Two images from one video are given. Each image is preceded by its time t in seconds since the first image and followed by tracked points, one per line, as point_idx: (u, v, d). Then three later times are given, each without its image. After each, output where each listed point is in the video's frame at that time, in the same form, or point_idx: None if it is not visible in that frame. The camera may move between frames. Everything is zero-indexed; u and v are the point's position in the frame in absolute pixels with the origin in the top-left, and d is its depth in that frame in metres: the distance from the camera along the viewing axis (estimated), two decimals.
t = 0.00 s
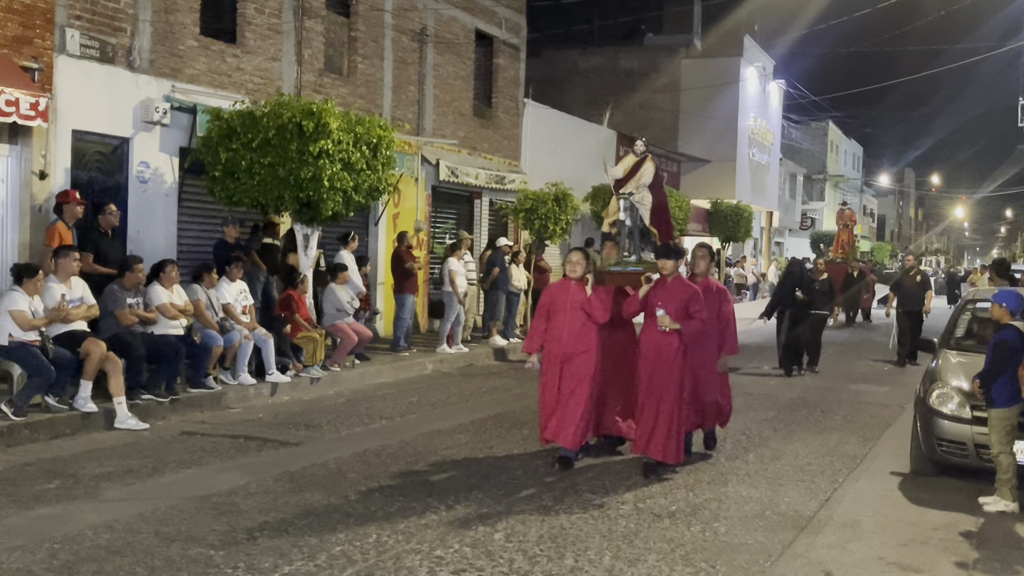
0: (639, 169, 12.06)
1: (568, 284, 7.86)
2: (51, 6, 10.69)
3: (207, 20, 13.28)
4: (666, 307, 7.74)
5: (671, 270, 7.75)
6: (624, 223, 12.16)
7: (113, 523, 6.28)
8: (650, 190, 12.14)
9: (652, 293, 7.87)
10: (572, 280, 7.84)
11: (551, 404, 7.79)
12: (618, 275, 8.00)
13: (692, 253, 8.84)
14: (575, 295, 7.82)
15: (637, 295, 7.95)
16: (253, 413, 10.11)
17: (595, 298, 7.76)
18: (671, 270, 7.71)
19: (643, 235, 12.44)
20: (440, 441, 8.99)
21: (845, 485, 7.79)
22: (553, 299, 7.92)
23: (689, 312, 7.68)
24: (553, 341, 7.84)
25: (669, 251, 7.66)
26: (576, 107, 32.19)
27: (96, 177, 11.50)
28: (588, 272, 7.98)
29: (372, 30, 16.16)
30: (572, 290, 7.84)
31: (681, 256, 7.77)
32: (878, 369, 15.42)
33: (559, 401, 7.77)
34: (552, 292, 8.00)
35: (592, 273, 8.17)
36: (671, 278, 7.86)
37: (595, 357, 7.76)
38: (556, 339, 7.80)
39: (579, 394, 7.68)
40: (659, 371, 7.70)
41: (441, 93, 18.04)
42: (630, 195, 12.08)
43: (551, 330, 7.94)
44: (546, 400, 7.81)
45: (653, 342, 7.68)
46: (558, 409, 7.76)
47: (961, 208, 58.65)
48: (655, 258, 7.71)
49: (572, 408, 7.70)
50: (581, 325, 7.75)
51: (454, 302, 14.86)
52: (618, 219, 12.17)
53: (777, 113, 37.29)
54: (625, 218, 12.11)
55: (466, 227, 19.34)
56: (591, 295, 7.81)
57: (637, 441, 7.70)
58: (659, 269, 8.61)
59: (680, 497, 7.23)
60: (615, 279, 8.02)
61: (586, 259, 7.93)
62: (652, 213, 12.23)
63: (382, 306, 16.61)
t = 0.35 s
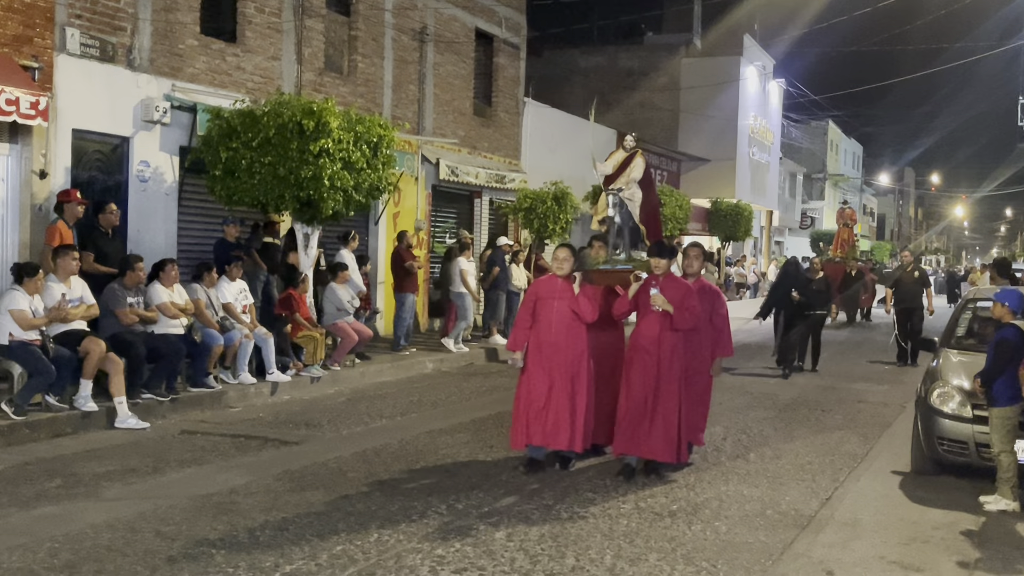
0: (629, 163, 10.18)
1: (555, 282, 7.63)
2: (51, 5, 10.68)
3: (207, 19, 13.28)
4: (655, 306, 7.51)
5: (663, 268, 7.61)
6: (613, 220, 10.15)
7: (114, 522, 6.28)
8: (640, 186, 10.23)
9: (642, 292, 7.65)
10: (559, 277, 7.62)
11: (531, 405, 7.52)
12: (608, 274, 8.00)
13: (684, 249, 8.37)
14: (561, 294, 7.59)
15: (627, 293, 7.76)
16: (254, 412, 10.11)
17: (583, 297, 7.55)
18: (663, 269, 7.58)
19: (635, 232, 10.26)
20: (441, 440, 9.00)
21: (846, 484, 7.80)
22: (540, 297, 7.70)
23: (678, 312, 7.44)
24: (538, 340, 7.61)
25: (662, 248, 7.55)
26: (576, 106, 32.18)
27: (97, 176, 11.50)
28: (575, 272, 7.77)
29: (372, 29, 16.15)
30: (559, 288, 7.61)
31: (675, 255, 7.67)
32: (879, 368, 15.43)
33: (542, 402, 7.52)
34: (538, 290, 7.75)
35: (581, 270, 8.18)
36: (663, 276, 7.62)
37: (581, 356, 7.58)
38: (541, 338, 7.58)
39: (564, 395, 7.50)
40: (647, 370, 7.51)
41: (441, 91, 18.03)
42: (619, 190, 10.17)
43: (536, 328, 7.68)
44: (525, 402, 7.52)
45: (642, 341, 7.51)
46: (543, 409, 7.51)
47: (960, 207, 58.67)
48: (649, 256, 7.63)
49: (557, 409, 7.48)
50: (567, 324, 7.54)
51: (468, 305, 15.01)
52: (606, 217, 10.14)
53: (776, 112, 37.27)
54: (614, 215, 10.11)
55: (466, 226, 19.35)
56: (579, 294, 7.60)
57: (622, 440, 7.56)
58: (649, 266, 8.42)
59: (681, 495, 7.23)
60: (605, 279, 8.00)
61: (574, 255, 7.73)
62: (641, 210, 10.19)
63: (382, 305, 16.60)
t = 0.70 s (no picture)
0: (619, 157, 9.82)
1: (538, 280, 7.25)
2: (52, 4, 10.67)
3: (207, 18, 13.27)
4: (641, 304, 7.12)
5: (651, 269, 7.18)
6: (601, 218, 9.52)
7: (116, 521, 6.27)
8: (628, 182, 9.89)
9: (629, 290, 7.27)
10: (543, 275, 7.24)
11: (510, 408, 7.09)
12: (597, 272, 7.47)
13: (678, 247, 8.09)
14: (545, 292, 7.21)
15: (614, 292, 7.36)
16: (255, 411, 10.10)
17: (569, 296, 7.20)
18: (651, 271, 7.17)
19: (624, 229, 9.74)
20: (442, 439, 9.00)
21: (847, 483, 7.79)
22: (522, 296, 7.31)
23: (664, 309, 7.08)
24: (520, 342, 7.21)
25: (647, 247, 7.09)
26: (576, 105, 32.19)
27: (98, 175, 11.50)
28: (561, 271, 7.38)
29: (373, 28, 16.15)
30: (543, 286, 7.22)
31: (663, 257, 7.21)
32: (880, 368, 15.43)
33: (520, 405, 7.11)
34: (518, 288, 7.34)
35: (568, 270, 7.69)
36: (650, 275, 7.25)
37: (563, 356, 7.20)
38: (524, 339, 7.18)
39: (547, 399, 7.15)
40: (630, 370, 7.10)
41: (442, 91, 18.03)
42: (608, 187, 9.74)
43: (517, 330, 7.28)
44: (504, 405, 7.09)
45: (626, 340, 7.10)
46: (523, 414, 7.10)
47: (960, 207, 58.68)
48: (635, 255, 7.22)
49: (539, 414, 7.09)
50: (550, 322, 7.18)
51: (479, 306, 14.89)
52: (596, 213, 9.54)
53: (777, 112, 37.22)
54: (603, 211, 9.50)
55: (466, 226, 19.35)
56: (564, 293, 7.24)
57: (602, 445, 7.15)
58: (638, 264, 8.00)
59: (682, 495, 7.22)
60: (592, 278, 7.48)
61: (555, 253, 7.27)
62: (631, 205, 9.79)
63: (383, 305, 16.60)
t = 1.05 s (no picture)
0: (601, 154, 9.18)
1: (527, 284, 7.15)
2: (54, 3, 10.67)
3: (208, 18, 13.28)
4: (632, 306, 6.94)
5: (643, 270, 7.07)
6: (586, 218, 8.97)
7: (117, 521, 6.27)
8: (612, 180, 9.27)
9: (619, 292, 7.09)
10: (532, 278, 7.14)
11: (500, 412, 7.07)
12: (585, 274, 7.32)
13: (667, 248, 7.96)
14: (534, 296, 7.09)
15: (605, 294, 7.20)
16: (256, 411, 10.10)
17: (558, 300, 7.05)
18: (642, 270, 7.04)
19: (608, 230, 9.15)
20: (443, 438, 8.99)
21: (850, 482, 7.78)
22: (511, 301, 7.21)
23: (654, 312, 6.88)
24: (509, 346, 7.12)
25: (640, 248, 7.01)
26: (577, 105, 32.19)
27: (100, 175, 11.52)
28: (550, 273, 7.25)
29: (374, 28, 16.14)
30: (530, 289, 7.13)
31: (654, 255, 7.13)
32: (881, 367, 15.41)
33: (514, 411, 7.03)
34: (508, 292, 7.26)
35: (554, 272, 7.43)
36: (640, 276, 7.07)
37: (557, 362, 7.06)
38: (513, 343, 7.09)
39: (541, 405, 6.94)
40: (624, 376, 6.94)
41: (443, 91, 18.02)
42: (590, 185, 9.09)
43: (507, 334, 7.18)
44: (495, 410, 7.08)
45: (616, 345, 6.96)
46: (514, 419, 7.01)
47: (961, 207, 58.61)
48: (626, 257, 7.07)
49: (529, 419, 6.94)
50: (540, 327, 7.03)
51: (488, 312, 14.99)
52: (578, 214, 8.97)
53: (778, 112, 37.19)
54: (586, 211, 8.94)
55: (467, 225, 19.35)
56: (554, 296, 7.11)
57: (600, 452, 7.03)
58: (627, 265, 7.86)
59: (684, 494, 7.22)
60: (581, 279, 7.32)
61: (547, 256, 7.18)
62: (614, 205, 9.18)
63: (384, 305, 16.60)
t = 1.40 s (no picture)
0: (601, 153, 10.29)
1: (519, 281, 7.07)
2: (57, 3, 10.68)
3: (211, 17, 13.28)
4: (624, 311, 6.80)
5: (637, 273, 6.96)
6: (582, 214, 10.26)
7: (120, 520, 6.26)
8: (610, 176, 10.40)
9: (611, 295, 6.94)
10: (524, 276, 7.06)
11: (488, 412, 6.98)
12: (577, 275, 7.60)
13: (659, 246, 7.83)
14: (525, 295, 7.01)
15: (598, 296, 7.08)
16: (259, 410, 10.10)
17: (549, 298, 6.97)
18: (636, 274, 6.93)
19: (604, 226, 10.37)
20: (446, 437, 8.98)
21: (853, 482, 7.77)
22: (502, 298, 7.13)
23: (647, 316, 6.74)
24: (499, 345, 7.04)
25: (636, 250, 6.91)
26: (580, 105, 32.18)
27: (103, 174, 11.52)
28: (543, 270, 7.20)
29: (377, 27, 16.15)
30: (522, 287, 7.05)
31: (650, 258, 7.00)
32: (885, 367, 15.38)
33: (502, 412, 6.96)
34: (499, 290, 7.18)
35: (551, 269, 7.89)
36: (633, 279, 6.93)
37: (546, 363, 6.97)
38: (503, 340, 7.01)
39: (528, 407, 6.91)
40: (615, 379, 6.79)
41: (446, 90, 18.02)
42: (589, 181, 10.24)
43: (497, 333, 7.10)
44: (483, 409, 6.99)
45: (607, 350, 6.81)
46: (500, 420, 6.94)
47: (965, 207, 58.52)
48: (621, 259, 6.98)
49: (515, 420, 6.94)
50: (530, 326, 6.96)
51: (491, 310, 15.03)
52: (575, 209, 10.24)
53: (781, 111, 37.17)
54: (584, 207, 10.21)
55: (470, 225, 19.35)
56: (545, 295, 7.01)
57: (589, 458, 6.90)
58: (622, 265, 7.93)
59: (686, 494, 7.21)
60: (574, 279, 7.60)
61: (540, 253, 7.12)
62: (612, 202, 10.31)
63: (387, 304, 16.60)
